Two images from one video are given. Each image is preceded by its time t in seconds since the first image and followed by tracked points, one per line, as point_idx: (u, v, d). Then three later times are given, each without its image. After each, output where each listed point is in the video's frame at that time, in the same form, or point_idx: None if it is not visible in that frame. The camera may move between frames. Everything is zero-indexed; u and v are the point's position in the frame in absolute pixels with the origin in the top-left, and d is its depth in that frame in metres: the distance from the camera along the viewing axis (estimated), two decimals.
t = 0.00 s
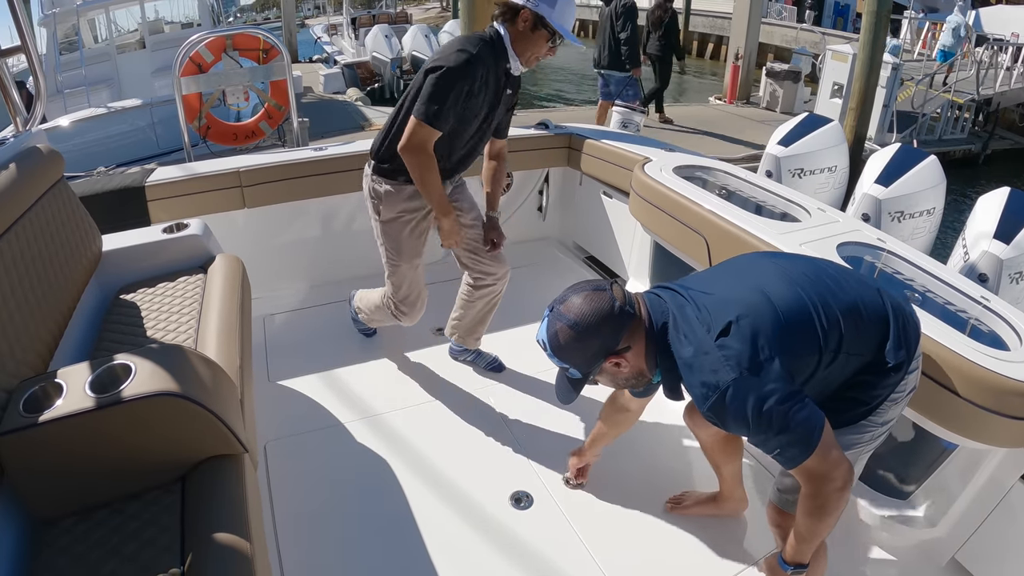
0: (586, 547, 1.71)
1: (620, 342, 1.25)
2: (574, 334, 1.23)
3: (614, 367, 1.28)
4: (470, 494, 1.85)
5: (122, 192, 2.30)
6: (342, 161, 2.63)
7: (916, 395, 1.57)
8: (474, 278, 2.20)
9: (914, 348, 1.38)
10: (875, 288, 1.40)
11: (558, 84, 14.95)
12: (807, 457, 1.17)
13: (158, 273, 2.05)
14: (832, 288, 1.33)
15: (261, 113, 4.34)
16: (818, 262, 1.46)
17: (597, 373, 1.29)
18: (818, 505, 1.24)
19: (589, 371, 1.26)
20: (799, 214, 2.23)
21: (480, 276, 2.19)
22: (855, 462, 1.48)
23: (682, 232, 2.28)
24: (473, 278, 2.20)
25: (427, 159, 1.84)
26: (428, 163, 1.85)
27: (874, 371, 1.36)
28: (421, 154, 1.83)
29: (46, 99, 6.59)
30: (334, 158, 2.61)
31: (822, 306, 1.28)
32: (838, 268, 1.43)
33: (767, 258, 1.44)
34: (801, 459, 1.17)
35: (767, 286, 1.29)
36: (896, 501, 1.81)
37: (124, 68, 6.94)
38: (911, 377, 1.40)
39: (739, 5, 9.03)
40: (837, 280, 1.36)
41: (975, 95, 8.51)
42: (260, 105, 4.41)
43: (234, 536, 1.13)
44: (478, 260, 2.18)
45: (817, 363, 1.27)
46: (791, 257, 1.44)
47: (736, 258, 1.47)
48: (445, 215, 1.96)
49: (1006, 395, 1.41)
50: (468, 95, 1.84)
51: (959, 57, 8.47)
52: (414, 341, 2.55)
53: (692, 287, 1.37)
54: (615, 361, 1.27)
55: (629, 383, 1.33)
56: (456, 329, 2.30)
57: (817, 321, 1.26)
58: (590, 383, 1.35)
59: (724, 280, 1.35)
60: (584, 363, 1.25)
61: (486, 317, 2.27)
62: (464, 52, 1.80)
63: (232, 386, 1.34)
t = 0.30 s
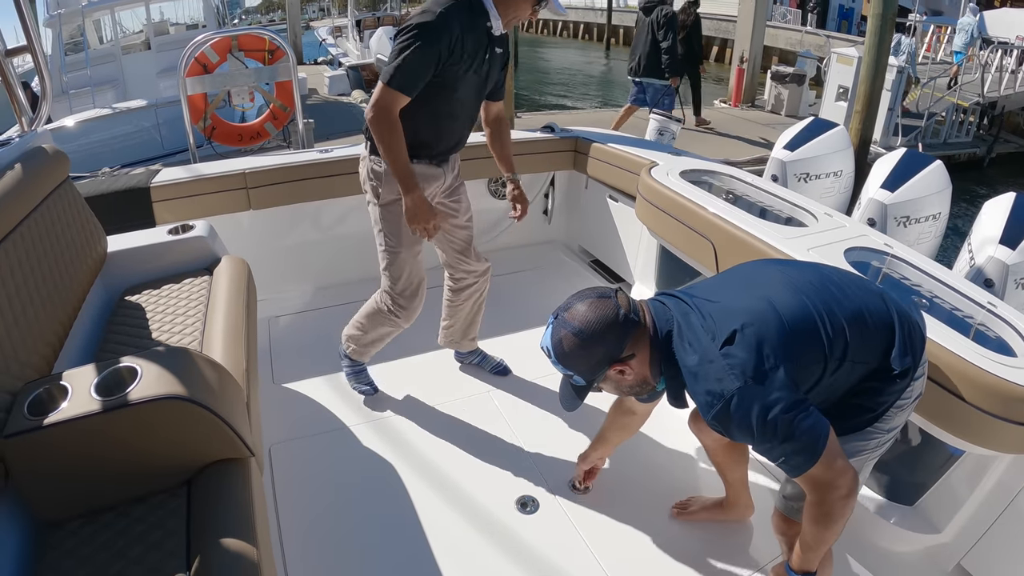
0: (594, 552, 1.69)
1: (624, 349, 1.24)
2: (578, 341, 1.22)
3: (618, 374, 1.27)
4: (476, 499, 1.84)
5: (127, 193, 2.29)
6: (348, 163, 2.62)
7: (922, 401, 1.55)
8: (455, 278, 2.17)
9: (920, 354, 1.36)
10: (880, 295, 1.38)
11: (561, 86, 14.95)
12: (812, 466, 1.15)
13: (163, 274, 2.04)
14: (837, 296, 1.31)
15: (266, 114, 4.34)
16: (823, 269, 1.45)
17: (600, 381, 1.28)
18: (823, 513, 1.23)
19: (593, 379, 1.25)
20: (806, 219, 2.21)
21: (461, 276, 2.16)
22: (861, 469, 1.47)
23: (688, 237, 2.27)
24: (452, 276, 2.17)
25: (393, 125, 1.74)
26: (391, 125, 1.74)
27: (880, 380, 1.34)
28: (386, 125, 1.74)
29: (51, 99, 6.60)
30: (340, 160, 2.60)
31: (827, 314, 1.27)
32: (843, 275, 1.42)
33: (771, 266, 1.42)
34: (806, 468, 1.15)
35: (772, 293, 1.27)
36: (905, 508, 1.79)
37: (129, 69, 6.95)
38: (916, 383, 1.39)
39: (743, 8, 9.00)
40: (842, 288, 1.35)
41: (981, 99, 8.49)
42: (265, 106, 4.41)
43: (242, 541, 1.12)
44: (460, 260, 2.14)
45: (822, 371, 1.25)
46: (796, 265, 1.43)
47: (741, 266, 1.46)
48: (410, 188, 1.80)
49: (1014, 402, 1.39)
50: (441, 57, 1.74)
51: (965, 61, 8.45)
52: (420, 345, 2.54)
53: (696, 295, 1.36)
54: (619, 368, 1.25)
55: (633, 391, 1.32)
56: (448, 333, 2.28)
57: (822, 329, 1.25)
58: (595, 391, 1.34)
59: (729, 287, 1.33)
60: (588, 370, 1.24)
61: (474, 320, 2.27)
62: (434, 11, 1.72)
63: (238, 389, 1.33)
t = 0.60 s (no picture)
0: (601, 560, 1.68)
1: (625, 352, 1.23)
2: (578, 342, 1.22)
3: (618, 376, 1.26)
4: (481, 506, 1.82)
5: (132, 197, 2.28)
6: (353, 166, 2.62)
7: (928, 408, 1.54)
8: (438, 295, 2.16)
9: (921, 361, 1.34)
10: (881, 301, 1.37)
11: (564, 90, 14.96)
12: (806, 472, 1.14)
13: (168, 278, 2.04)
14: (836, 303, 1.30)
15: (271, 117, 4.35)
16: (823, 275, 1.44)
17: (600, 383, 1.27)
18: (820, 522, 1.22)
19: (593, 381, 1.24)
20: (812, 224, 2.20)
21: (443, 293, 2.15)
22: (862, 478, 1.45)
23: (694, 242, 2.26)
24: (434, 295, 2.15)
25: (349, 157, 1.62)
26: (346, 159, 1.61)
27: (880, 387, 1.33)
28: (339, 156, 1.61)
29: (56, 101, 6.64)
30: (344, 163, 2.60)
31: (826, 321, 1.26)
32: (843, 281, 1.41)
33: (771, 272, 1.41)
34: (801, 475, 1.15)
35: (770, 299, 1.26)
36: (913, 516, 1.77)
37: (134, 71, 6.97)
38: (919, 390, 1.37)
39: (747, 12, 8.99)
40: (841, 294, 1.33)
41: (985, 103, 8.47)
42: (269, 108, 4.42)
43: (247, 549, 1.11)
44: (439, 280, 2.13)
45: (820, 377, 1.24)
46: (796, 271, 1.41)
47: (742, 272, 1.45)
48: (366, 228, 1.70)
49: (1019, 409, 1.38)
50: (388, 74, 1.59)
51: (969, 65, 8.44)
52: (424, 350, 2.53)
53: (696, 301, 1.35)
54: (619, 371, 1.24)
55: (634, 394, 1.31)
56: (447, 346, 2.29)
57: (821, 336, 1.24)
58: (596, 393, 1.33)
59: (729, 293, 1.32)
60: (588, 372, 1.24)
61: (470, 328, 2.26)
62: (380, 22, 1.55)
63: (243, 395, 1.32)
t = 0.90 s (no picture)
0: (607, 566, 1.67)
1: (649, 314, 1.21)
2: (604, 299, 1.21)
3: (639, 338, 1.24)
4: (486, 511, 1.81)
5: (135, 201, 2.28)
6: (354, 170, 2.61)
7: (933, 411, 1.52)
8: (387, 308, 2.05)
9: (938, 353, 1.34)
10: (902, 290, 1.37)
11: (565, 92, 14.97)
12: (818, 455, 1.14)
13: (171, 283, 2.03)
14: (860, 287, 1.29)
15: (273, 120, 4.35)
16: (846, 260, 1.43)
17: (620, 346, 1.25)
18: (829, 514, 1.20)
19: (613, 341, 1.23)
20: (815, 228, 2.19)
21: (409, 298, 2.04)
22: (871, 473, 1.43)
23: (697, 245, 2.25)
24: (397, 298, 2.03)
25: (332, 163, 1.56)
26: (331, 169, 1.56)
27: (897, 376, 1.32)
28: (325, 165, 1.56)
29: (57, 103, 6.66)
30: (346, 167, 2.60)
31: (850, 303, 1.25)
32: (865, 268, 1.40)
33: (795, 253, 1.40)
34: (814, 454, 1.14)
35: (796, 277, 1.25)
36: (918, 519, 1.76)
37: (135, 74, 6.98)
38: (934, 386, 1.36)
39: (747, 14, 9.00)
40: (864, 280, 1.33)
41: (986, 105, 8.47)
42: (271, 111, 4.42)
43: (255, 557, 1.10)
44: (406, 285, 2.02)
45: (841, 359, 1.23)
46: (819, 254, 1.41)
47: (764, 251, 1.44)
48: (356, 244, 1.63)
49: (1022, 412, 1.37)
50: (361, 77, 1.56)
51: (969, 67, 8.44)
52: (428, 354, 2.53)
53: (720, 273, 1.33)
54: (640, 333, 1.23)
55: (653, 360, 1.29)
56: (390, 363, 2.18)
57: (844, 316, 1.23)
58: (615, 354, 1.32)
59: (755, 268, 1.31)
60: (610, 331, 1.22)
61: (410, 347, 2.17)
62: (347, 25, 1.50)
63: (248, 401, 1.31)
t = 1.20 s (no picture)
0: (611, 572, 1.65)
1: (726, 172, 1.11)
2: (690, 135, 1.10)
3: (700, 197, 1.13)
4: (488, 517, 1.80)
5: (136, 205, 2.27)
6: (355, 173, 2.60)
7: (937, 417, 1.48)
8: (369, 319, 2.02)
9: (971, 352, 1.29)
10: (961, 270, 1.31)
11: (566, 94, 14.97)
12: (862, 386, 1.05)
13: (172, 288, 2.02)
14: (936, 247, 1.22)
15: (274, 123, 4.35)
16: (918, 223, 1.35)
17: (678, 196, 1.14)
18: (850, 460, 1.12)
19: (677, 185, 1.12)
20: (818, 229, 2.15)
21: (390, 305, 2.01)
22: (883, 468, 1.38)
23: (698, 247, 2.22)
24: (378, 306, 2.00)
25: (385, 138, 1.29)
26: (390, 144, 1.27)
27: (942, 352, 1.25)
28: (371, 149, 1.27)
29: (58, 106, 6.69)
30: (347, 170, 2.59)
31: (926, 252, 1.17)
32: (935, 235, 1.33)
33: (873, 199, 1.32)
34: (854, 386, 1.05)
35: (887, 208, 1.16)
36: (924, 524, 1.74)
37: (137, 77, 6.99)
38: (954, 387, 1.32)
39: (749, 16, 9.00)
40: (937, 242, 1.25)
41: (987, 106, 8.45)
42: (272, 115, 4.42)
43: (253, 566, 1.08)
44: (386, 292, 1.99)
45: (903, 305, 1.15)
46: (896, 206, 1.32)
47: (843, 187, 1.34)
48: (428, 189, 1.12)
49: None
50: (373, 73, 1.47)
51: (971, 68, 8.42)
52: (430, 358, 2.52)
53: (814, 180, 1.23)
54: (706, 190, 1.12)
55: (702, 228, 1.19)
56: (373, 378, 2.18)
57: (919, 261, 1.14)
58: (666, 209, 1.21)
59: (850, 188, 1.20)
60: (678, 170, 1.12)
61: (390, 359, 2.16)
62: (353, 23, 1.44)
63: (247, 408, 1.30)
